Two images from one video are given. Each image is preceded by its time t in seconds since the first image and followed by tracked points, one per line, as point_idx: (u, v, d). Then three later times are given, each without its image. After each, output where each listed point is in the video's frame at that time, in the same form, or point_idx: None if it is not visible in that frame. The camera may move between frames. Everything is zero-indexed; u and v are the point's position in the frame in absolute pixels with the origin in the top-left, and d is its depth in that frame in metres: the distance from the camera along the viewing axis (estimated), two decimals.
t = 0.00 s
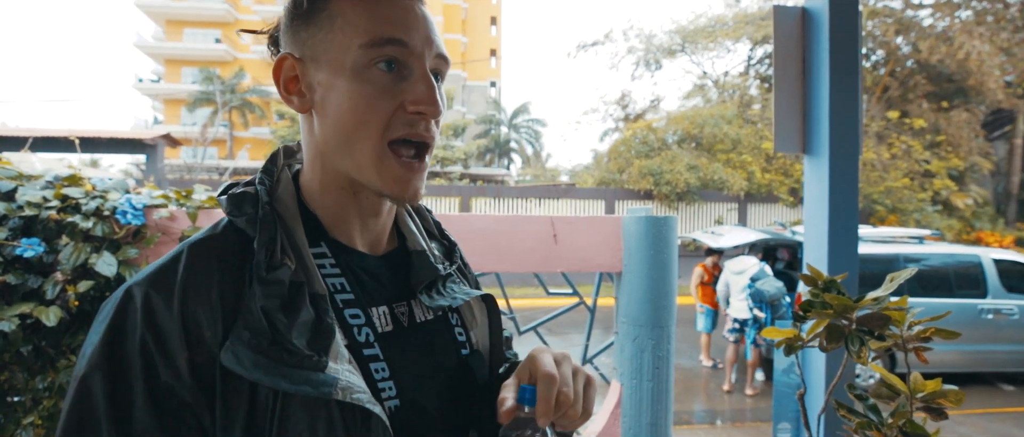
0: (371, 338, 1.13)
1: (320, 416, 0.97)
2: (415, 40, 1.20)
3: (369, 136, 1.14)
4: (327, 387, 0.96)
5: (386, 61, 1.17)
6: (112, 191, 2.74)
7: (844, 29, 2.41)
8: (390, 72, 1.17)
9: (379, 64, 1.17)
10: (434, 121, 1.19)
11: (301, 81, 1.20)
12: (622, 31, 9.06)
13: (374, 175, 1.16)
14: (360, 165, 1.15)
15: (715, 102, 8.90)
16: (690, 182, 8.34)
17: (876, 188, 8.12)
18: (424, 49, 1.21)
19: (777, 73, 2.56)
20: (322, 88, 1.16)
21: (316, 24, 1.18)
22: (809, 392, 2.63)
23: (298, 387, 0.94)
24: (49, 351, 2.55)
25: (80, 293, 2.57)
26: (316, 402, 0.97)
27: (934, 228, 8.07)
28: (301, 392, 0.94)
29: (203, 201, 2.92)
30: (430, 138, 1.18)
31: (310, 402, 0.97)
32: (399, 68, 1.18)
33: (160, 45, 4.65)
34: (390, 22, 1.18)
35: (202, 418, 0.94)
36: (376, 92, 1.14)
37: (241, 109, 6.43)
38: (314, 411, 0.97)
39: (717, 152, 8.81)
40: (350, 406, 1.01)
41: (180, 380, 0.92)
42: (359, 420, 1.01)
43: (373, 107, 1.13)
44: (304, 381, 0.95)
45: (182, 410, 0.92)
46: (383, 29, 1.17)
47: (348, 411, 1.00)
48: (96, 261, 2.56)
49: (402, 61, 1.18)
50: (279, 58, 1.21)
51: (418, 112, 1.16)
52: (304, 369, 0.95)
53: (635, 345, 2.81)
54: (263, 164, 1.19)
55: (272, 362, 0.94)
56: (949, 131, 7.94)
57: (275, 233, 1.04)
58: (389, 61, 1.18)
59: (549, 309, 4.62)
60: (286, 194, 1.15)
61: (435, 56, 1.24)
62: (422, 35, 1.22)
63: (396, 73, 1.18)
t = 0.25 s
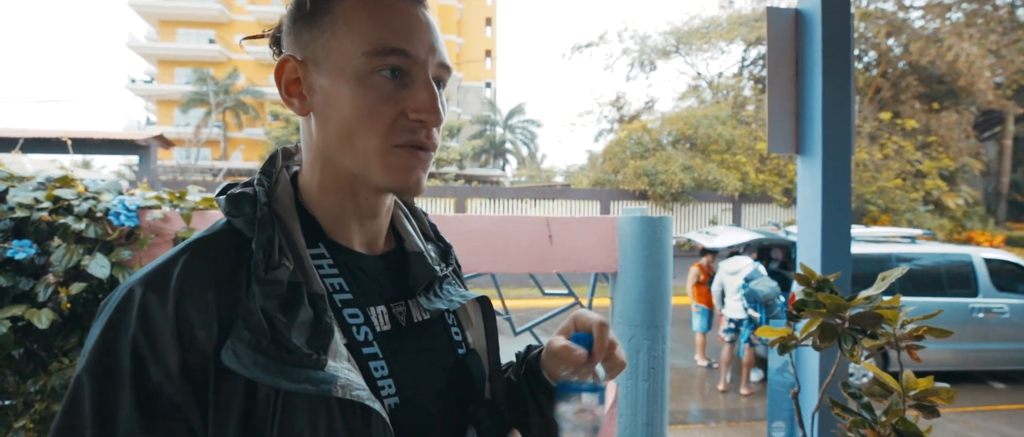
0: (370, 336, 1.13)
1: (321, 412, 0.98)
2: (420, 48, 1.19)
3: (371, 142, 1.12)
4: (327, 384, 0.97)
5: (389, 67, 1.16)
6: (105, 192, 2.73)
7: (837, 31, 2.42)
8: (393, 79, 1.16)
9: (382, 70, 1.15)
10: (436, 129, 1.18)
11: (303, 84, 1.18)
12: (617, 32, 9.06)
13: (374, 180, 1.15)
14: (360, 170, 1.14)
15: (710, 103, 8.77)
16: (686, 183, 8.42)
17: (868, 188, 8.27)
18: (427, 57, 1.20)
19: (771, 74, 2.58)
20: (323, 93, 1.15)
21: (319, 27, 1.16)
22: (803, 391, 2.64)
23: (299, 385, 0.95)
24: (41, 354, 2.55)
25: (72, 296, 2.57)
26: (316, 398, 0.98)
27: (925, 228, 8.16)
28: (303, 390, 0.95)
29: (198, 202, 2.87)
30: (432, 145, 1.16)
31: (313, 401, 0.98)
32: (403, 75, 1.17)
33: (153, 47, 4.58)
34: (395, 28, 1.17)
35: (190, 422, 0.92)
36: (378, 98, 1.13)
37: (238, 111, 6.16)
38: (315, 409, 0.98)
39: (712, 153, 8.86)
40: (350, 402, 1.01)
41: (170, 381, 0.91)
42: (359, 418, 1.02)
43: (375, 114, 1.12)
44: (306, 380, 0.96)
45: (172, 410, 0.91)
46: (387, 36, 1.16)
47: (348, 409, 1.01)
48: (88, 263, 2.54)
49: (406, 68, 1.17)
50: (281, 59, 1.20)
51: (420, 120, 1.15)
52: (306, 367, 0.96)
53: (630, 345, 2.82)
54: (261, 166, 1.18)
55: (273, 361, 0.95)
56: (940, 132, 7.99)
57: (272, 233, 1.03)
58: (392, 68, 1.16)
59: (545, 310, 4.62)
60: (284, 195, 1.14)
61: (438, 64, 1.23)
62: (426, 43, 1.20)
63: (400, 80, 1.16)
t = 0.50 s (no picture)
0: (346, 339, 1.13)
1: (291, 417, 0.97)
2: (415, 73, 1.20)
3: (353, 160, 1.13)
4: (293, 387, 0.96)
5: (380, 88, 1.17)
6: (100, 195, 2.73)
7: (831, 32, 2.43)
8: (382, 100, 1.17)
9: (373, 90, 1.16)
10: (420, 154, 1.18)
11: (293, 91, 1.19)
12: (613, 34, 9.08)
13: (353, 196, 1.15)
14: (340, 184, 1.15)
15: (705, 105, 8.97)
16: (682, 184, 8.37)
17: (864, 188, 8.20)
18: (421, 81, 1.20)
19: (766, 75, 2.58)
20: (311, 105, 1.16)
21: (318, 40, 1.18)
22: (799, 391, 2.64)
23: (263, 389, 0.93)
24: (35, 358, 2.53)
25: (67, 299, 2.56)
26: (285, 402, 0.97)
27: (922, 228, 8.17)
28: (266, 394, 0.93)
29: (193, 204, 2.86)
30: (414, 170, 1.17)
31: (282, 404, 0.97)
32: (394, 97, 1.18)
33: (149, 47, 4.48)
34: (392, 52, 1.18)
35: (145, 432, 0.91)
36: (364, 118, 1.14)
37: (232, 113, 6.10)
38: (283, 412, 0.97)
39: (708, 154, 8.89)
40: (321, 406, 1.00)
41: (124, 387, 0.89)
42: (331, 420, 1.00)
43: (359, 133, 1.13)
44: (269, 383, 0.94)
45: (122, 418, 0.89)
46: (382, 57, 1.17)
47: (321, 414, 1.00)
48: (84, 266, 2.53)
49: (398, 91, 1.18)
50: (274, 65, 1.21)
51: (404, 144, 1.15)
52: (271, 370, 0.95)
53: (627, 346, 2.82)
54: (241, 174, 1.18)
55: (239, 365, 0.94)
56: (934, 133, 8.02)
57: (244, 239, 1.03)
58: (383, 88, 1.17)
59: (542, 311, 4.62)
60: (261, 201, 1.14)
61: (433, 90, 1.24)
62: (422, 67, 1.21)
63: (389, 101, 1.17)
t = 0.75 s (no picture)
0: (327, 343, 1.14)
1: (266, 418, 0.98)
2: (380, 57, 1.23)
3: (326, 147, 1.15)
4: (268, 392, 0.96)
5: (348, 75, 1.20)
6: (100, 196, 2.73)
7: (829, 31, 2.43)
8: (351, 86, 1.19)
9: (340, 77, 1.19)
10: (395, 136, 1.20)
11: (263, 88, 1.22)
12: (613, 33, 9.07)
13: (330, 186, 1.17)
14: (317, 174, 1.16)
15: (707, 103, 8.91)
16: (683, 184, 8.34)
17: (865, 187, 8.26)
18: (388, 65, 1.24)
19: (765, 74, 2.57)
20: (282, 98, 1.19)
21: (283, 33, 1.21)
22: (797, 390, 2.64)
23: (239, 393, 0.94)
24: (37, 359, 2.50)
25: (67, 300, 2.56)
26: (262, 406, 0.98)
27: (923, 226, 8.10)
28: (240, 398, 0.94)
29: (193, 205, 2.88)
30: (390, 153, 1.18)
31: (256, 408, 0.97)
32: (362, 82, 1.20)
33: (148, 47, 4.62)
34: (356, 38, 1.21)
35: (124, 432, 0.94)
36: (334, 105, 1.16)
37: (233, 115, 6.03)
38: (259, 416, 0.98)
39: (709, 153, 8.88)
40: (299, 413, 1.00)
41: (103, 388, 0.93)
42: (309, 426, 1.00)
43: (329, 119, 1.15)
44: (244, 387, 0.95)
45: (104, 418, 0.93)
46: (347, 44, 1.20)
47: (298, 420, 1.00)
48: (84, 267, 2.53)
49: (365, 76, 1.21)
50: (243, 64, 1.24)
51: (376, 127, 1.17)
52: (247, 374, 0.96)
53: (627, 346, 2.81)
54: (222, 177, 1.21)
55: (214, 368, 0.95)
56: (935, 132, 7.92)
57: (222, 239, 1.05)
58: (350, 75, 1.20)
59: (543, 311, 4.62)
60: (242, 202, 1.16)
61: (400, 73, 1.27)
62: (387, 52, 1.24)
63: (357, 86, 1.20)
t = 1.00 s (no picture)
0: (326, 352, 1.15)
1: (266, 429, 0.99)
2: (378, 59, 1.24)
3: (326, 150, 1.15)
4: (271, 403, 0.97)
5: (345, 76, 1.20)
6: (106, 200, 2.72)
7: (831, 33, 2.42)
8: (350, 87, 1.20)
9: (339, 79, 1.20)
10: (394, 138, 1.20)
11: (263, 93, 1.23)
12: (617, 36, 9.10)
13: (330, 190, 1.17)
14: (316, 177, 1.17)
15: (711, 107, 9.24)
16: (686, 187, 8.05)
17: (869, 190, 8.30)
18: (385, 67, 1.25)
19: (766, 77, 2.56)
20: (282, 101, 1.19)
21: (281, 38, 1.22)
22: (802, 395, 2.62)
23: (240, 402, 0.95)
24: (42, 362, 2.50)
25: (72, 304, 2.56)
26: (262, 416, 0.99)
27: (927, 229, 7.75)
28: (242, 408, 0.95)
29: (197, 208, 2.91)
30: (389, 154, 1.19)
31: (254, 418, 0.98)
32: (360, 84, 1.21)
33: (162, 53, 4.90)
34: (352, 40, 1.22)
35: None
36: (333, 106, 1.17)
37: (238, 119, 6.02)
38: (260, 424, 0.98)
39: (712, 156, 8.86)
40: (298, 423, 1.02)
41: (106, 390, 0.92)
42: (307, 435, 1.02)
43: (328, 122, 1.16)
44: (246, 396, 0.96)
45: (98, 421, 0.91)
46: (345, 47, 1.21)
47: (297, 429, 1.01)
48: (89, 271, 2.55)
49: (363, 78, 1.22)
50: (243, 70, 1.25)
51: (376, 129, 1.18)
52: (249, 383, 0.96)
53: (631, 350, 2.81)
54: (223, 179, 1.21)
55: (220, 375, 0.95)
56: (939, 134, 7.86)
57: (228, 244, 1.05)
58: (349, 77, 1.21)
59: (546, 314, 4.61)
60: (244, 207, 1.17)
61: (399, 75, 1.27)
62: (385, 54, 1.25)
63: (355, 89, 1.21)
